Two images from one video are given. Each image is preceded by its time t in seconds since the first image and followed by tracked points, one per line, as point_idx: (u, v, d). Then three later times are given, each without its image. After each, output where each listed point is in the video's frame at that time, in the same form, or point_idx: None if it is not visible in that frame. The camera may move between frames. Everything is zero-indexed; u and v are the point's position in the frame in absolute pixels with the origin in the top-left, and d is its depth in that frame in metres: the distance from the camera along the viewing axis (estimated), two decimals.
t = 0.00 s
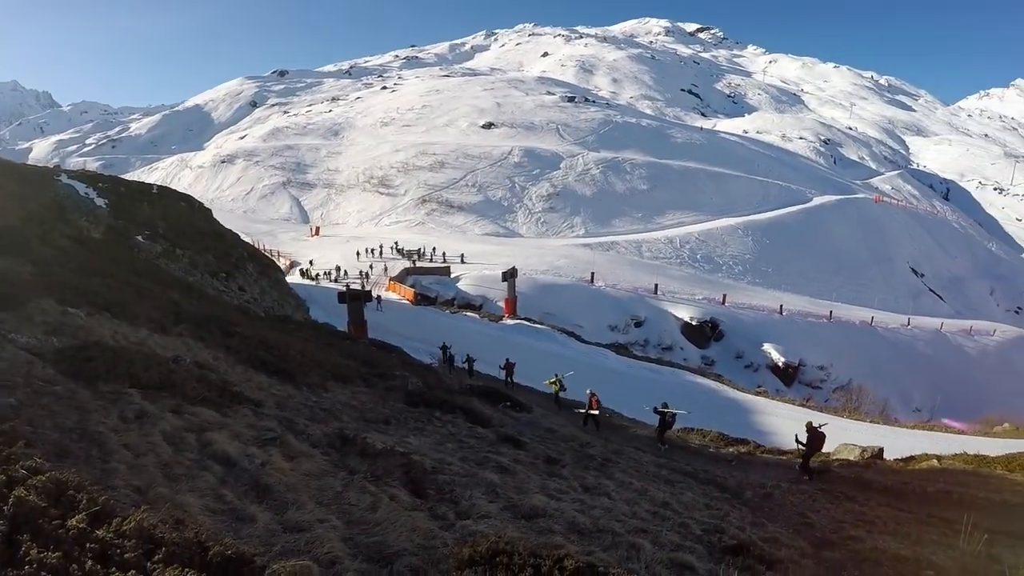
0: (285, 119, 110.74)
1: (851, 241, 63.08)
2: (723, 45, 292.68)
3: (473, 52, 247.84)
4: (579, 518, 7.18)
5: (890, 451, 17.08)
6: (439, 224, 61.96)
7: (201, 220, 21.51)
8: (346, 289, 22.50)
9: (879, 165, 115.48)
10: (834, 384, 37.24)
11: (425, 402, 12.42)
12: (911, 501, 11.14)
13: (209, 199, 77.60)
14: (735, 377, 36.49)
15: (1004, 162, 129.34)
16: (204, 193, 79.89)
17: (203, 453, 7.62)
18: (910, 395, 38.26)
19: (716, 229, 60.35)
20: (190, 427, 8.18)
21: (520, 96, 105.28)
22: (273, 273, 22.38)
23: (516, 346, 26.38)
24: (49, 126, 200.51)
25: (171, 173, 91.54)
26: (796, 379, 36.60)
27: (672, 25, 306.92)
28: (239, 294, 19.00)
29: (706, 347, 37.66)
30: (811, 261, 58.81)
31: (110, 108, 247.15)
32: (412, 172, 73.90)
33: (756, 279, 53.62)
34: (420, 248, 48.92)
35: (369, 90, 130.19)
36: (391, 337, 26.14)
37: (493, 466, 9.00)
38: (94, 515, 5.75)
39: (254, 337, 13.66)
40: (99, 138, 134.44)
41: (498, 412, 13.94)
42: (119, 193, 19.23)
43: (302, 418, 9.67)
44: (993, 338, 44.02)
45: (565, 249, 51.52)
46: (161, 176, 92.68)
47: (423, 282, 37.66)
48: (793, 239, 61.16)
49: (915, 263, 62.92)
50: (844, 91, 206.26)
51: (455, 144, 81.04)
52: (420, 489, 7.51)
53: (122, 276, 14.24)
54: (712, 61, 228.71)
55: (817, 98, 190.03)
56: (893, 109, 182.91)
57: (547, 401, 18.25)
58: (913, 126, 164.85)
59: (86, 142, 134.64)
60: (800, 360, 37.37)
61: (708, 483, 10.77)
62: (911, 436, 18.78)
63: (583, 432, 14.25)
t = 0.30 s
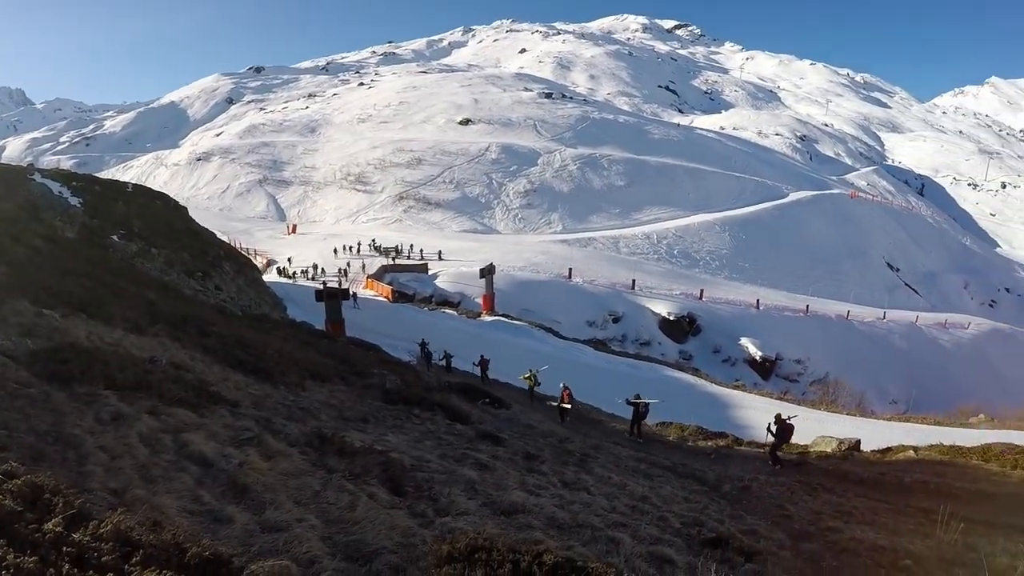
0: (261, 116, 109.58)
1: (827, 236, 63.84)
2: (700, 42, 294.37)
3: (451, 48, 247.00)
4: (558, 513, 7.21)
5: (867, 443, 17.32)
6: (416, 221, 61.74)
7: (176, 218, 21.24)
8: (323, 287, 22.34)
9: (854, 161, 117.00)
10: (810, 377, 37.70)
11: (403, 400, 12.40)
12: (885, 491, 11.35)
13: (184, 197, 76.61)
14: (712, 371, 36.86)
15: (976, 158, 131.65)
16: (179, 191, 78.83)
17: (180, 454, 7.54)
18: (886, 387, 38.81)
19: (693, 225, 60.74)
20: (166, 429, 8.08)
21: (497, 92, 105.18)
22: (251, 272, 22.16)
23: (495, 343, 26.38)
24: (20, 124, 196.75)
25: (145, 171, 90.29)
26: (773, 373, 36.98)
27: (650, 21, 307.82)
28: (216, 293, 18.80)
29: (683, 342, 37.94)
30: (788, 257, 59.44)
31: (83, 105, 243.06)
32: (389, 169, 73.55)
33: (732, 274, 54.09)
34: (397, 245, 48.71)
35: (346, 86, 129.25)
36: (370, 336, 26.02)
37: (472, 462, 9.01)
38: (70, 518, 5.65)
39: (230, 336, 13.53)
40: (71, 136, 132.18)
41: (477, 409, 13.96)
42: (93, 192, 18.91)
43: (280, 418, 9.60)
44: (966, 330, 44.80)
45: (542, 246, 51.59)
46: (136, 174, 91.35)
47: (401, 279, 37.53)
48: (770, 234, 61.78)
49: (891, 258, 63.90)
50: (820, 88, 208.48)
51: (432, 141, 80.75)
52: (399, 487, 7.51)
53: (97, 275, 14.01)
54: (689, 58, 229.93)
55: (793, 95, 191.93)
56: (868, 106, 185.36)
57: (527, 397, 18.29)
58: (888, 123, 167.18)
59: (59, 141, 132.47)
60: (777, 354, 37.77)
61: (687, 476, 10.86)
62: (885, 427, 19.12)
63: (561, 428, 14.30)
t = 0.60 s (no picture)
0: (240, 112, 108.59)
1: (806, 238, 64.57)
2: (681, 44, 296.51)
3: (433, 47, 246.44)
4: (535, 512, 7.23)
5: (844, 442, 17.57)
6: (395, 219, 61.56)
7: (155, 215, 21.02)
8: (301, 285, 22.19)
9: (832, 164, 118.30)
10: (787, 376, 38.17)
11: (381, 399, 12.40)
12: (859, 488, 11.53)
13: (162, 193, 75.76)
14: (690, 370, 37.22)
15: (953, 162, 133.56)
16: (156, 187, 77.96)
17: (156, 453, 7.46)
18: (862, 387, 39.38)
19: (671, 226, 61.12)
20: (141, 428, 8.01)
21: (478, 91, 105.14)
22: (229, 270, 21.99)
23: (474, 342, 26.40)
24: None
25: (123, 166, 89.22)
26: (751, 372, 37.38)
27: (631, 23, 309.24)
28: (193, 291, 18.62)
29: (662, 342, 38.21)
30: (766, 257, 60.04)
31: (61, 99, 239.89)
32: (369, 167, 73.26)
33: (710, 275, 54.54)
34: (375, 243, 48.55)
35: (326, 83, 128.42)
36: (349, 334, 25.87)
37: (449, 461, 9.03)
38: (44, 518, 5.56)
39: (207, 334, 13.43)
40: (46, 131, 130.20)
41: (455, 408, 13.99)
42: (69, 188, 18.66)
43: (257, 417, 9.55)
44: (942, 331, 45.53)
45: (521, 245, 51.64)
46: (114, 169, 90.20)
47: (379, 278, 37.41)
48: (748, 235, 62.37)
49: (868, 259, 64.82)
50: (800, 91, 210.75)
51: (412, 139, 80.49)
52: (375, 486, 7.51)
53: (73, 273, 13.83)
54: (671, 59, 231.27)
55: (773, 98, 193.86)
56: (846, 109, 187.77)
57: (507, 396, 18.33)
58: (866, 126, 169.42)
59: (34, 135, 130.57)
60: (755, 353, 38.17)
61: (664, 475, 10.94)
62: (862, 426, 19.40)
63: (540, 427, 14.35)
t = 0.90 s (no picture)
0: (220, 108, 107.49)
1: (786, 238, 65.21)
2: (661, 45, 298.11)
3: (414, 45, 245.57)
4: (514, 510, 7.25)
5: (822, 438, 17.83)
6: (375, 218, 61.36)
7: (133, 212, 20.79)
8: (280, 285, 22.07)
9: (810, 164, 119.49)
10: (766, 374, 38.69)
11: (360, 398, 12.41)
12: (836, 484, 11.68)
13: (139, 190, 74.89)
14: (669, 369, 37.49)
15: (930, 163, 135.36)
16: (134, 184, 76.95)
17: (133, 453, 7.40)
18: (840, 385, 39.96)
19: (650, 225, 61.39)
20: (118, 428, 7.91)
21: (459, 89, 104.95)
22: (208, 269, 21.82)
23: (455, 341, 26.44)
24: None
25: (100, 163, 88.09)
26: (729, 370, 37.84)
27: (613, 23, 310.15)
28: (172, 291, 18.45)
29: (641, 340, 38.45)
30: (745, 257, 60.59)
31: (38, 94, 236.59)
32: (348, 164, 72.87)
33: (689, 274, 54.91)
34: (353, 241, 48.29)
35: (306, 80, 127.44)
36: (329, 333, 25.76)
37: (428, 459, 9.04)
38: (21, 520, 5.47)
39: (186, 334, 13.32)
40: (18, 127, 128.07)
41: (435, 407, 13.99)
42: (45, 183, 18.39)
43: (235, 416, 9.52)
44: (918, 330, 46.25)
45: (500, 244, 51.60)
46: (91, 165, 88.98)
47: (359, 276, 37.25)
48: (727, 235, 62.85)
49: (846, 259, 65.68)
50: (779, 92, 212.77)
51: (392, 137, 80.17)
52: (354, 485, 7.51)
53: (48, 270, 13.64)
54: (652, 60, 232.39)
55: (753, 99, 195.47)
56: (825, 111, 189.93)
57: (487, 395, 18.35)
58: (845, 127, 171.44)
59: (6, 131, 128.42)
60: (733, 352, 38.63)
61: (644, 472, 11.01)
62: (838, 423, 19.69)
63: (519, 426, 14.39)
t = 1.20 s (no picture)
0: (198, 111, 106.54)
1: (764, 247, 65.94)
2: (641, 55, 300.89)
3: (395, 51, 245.48)
4: (490, 518, 7.27)
5: (798, 445, 18.09)
6: (352, 224, 61.17)
7: (109, 216, 20.52)
8: (257, 290, 21.93)
9: (787, 174, 121.09)
10: (743, 382, 39.14)
11: (336, 406, 12.39)
12: (811, 490, 11.84)
13: (114, 194, 73.89)
14: (646, 377, 37.68)
15: (905, 174, 137.82)
16: (109, 188, 75.93)
17: (106, 460, 7.28)
18: (816, 392, 40.56)
19: (627, 233, 61.76)
20: (91, 435, 7.80)
21: (439, 96, 105.03)
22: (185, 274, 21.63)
23: (434, 349, 26.38)
24: None
25: (76, 165, 86.92)
26: (706, 378, 38.24)
27: (593, 32, 312.53)
28: (147, 295, 18.25)
29: (618, 349, 38.64)
30: (723, 265, 61.13)
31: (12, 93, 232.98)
32: (327, 170, 72.57)
33: (667, 282, 55.28)
34: (331, 248, 48.10)
35: (285, 84, 126.79)
36: (306, 340, 25.55)
37: (404, 468, 9.06)
38: None
39: (160, 339, 13.17)
40: None
41: (411, 416, 14.00)
42: (19, 185, 18.11)
43: (209, 424, 9.45)
44: (892, 337, 47.12)
45: (477, 251, 51.62)
46: (67, 167, 87.70)
47: (336, 283, 37.06)
48: (704, 243, 63.45)
49: (822, 268, 66.71)
50: (757, 102, 215.61)
51: (371, 143, 79.94)
52: (329, 494, 7.49)
53: (21, 272, 13.43)
54: (632, 69, 234.46)
55: (731, 109, 197.86)
56: (802, 121, 192.75)
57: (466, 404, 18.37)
58: (821, 138, 174.07)
59: None
60: (711, 359, 39.00)
61: (621, 480, 11.04)
62: (812, 430, 20.00)
63: (497, 435, 14.42)
